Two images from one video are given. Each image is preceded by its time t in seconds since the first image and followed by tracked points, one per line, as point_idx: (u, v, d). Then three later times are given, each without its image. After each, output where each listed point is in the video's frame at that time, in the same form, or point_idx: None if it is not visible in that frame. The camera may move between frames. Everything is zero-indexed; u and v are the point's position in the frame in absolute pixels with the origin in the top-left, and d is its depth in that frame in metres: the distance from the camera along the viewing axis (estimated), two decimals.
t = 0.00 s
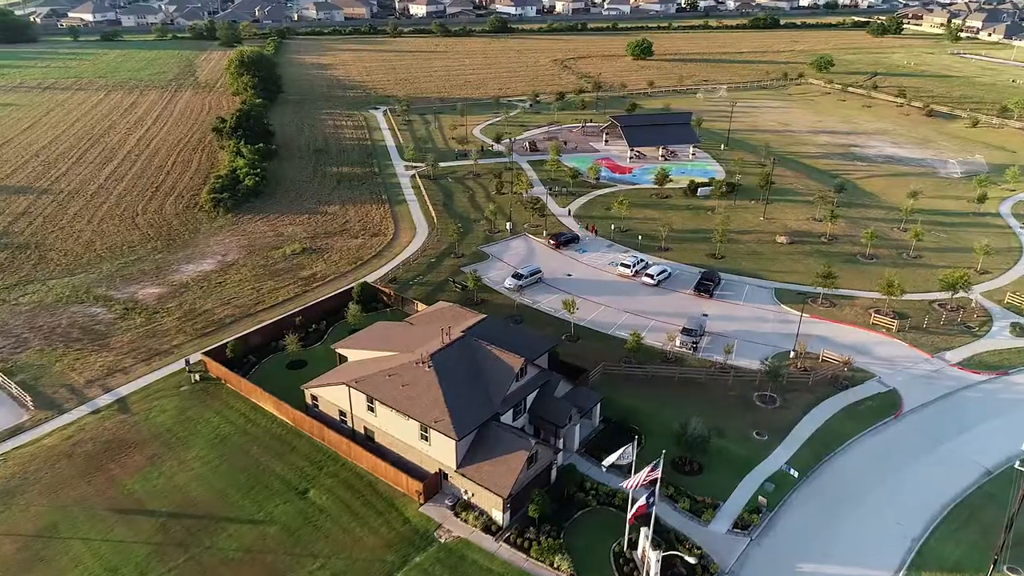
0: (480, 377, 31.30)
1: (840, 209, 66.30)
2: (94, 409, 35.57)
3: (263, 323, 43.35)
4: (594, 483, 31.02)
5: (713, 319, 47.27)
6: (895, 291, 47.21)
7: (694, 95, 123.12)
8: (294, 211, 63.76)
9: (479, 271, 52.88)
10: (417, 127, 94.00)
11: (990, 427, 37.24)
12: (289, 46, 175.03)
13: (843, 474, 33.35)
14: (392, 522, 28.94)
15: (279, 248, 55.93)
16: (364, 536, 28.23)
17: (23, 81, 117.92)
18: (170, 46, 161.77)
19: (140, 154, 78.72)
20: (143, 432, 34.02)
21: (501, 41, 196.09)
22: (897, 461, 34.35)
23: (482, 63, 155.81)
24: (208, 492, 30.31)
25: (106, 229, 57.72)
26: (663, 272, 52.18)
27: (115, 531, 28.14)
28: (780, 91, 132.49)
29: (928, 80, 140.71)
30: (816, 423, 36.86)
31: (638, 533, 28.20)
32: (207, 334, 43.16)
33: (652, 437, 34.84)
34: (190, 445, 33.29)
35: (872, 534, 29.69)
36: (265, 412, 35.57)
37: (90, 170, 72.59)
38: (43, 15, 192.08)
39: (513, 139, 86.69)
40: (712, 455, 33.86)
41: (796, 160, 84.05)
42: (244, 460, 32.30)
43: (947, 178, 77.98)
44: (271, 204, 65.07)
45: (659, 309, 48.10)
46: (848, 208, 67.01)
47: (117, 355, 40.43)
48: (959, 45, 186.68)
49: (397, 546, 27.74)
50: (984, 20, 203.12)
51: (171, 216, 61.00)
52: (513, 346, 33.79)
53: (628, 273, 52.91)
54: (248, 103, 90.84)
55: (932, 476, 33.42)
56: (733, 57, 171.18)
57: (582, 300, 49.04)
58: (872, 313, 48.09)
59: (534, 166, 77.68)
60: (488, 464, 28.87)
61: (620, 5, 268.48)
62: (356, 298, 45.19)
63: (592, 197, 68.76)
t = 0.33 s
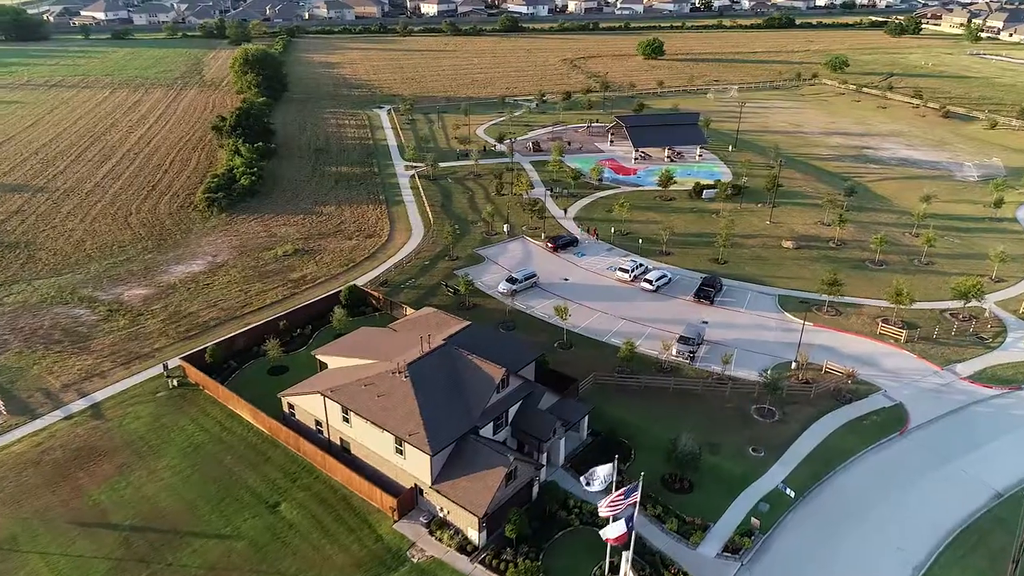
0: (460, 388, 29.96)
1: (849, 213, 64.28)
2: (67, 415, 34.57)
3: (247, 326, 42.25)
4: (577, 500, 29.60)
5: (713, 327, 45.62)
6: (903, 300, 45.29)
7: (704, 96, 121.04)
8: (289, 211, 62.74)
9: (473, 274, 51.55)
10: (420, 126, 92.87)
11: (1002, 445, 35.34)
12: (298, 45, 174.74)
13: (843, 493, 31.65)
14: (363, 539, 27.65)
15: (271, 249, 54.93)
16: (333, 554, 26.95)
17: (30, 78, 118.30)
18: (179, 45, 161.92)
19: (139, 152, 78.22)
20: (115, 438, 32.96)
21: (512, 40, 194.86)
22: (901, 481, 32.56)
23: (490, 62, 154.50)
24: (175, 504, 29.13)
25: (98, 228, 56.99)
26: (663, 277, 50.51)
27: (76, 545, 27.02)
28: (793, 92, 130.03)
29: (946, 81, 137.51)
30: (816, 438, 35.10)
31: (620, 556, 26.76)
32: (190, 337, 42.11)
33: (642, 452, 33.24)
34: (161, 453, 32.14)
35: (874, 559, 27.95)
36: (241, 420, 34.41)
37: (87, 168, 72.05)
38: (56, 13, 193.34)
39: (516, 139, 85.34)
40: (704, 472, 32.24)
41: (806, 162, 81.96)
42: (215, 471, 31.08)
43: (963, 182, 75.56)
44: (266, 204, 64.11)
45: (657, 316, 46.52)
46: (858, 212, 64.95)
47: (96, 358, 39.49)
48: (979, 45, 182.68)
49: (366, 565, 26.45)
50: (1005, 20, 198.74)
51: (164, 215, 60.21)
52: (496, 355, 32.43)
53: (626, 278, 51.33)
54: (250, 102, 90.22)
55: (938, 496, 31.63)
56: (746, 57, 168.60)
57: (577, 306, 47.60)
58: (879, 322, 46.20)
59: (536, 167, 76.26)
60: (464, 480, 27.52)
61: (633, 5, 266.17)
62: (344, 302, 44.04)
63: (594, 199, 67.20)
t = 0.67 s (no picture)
0: (438, 400, 28.61)
1: (862, 218, 62.08)
2: (41, 419, 33.66)
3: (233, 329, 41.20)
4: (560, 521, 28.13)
5: (714, 336, 43.86)
6: (915, 310, 43.23)
7: (717, 96, 118.75)
8: (287, 211, 61.76)
9: (469, 278, 50.21)
10: (426, 125, 91.77)
11: (1018, 468, 33.27)
12: (310, 43, 174.57)
13: (845, 516, 29.85)
14: (333, 558, 26.34)
15: (264, 250, 53.92)
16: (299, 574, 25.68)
17: (43, 76, 118.97)
18: (192, 43, 162.27)
19: (142, 150, 77.82)
20: (87, 445, 31.98)
21: (525, 39, 193.41)
22: (908, 504, 30.65)
23: (502, 61, 153.19)
24: (141, 515, 28.04)
25: (93, 226, 56.38)
26: (665, 283, 48.81)
27: (35, 558, 25.97)
28: (810, 93, 127.28)
29: (969, 83, 133.83)
30: (818, 457, 33.29)
31: None
32: (175, 340, 41.13)
33: (632, 469, 31.66)
34: (132, 461, 31.10)
35: None
36: (218, 428, 33.34)
37: (88, 166, 71.68)
38: (73, 11, 194.96)
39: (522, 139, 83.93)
40: (696, 491, 30.60)
41: (819, 164, 79.66)
42: (186, 482, 29.99)
43: (983, 186, 72.87)
44: (265, 204, 63.21)
45: (656, 325, 44.89)
46: (872, 217, 62.71)
47: (77, 361, 38.62)
48: (1005, 46, 178.12)
49: None
50: None
51: (161, 214, 59.50)
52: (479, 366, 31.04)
53: (627, 283, 49.67)
54: (255, 100, 89.68)
55: (947, 522, 29.66)
56: (762, 57, 165.70)
57: (574, 312, 46.08)
58: (889, 333, 44.13)
59: (541, 168, 74.70)
60: (439, 498, 26.16)
61: (650, 4, 263.57)
62: (332, 305, 42.93)
63: (598, 201, 65.61)
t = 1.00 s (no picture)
0: (412, 412, 27.25)
1: (877, 224, 59.87)
2: (14, 423, 32.82)
3: (217, 331, 40.16)
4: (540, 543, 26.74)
5: (715, 346, 42.12)
6: (928, 322, 41.13)
7: (732, 97, 116.42)
8: (285, 210, 60.84)
9: (464, 281, 48.86)
10: (433, 125, 90.70)
11: None
12: (325, 41, 174.59)
13: (845, 543, 28.03)
14: None
15: (258, 250, 52.94)
16: None
17: (56, 72, 119.68)
18: (207, 41, 162.82)
19: (147, 147, 77.57)
20: (57, 451, 31.05)
21: (540, 39, 191.79)
22: (913, 531, 28.76)
23: (515, 60, 151.92)
24: (103, 528, 27.00)
25: (88, 224, 55.84)
26: (666, 289, 47.11)
27: None
28: (828, 94, 124.46)
29: (995, 85, 130.11)
30: (819, 478, 31.49)
31: None
32: (158, 342, 40.17)
33: (620, 488, 30.12)
34: (101, 469, 30.10)
35: None
36: (192, 435, 32.26)
37: (91, 163, 71.52)
38: (92, 9, 196.84)
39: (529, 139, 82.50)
40: (686, 513, 28.99)
41: (834, 167, 77.35)
42: (153, 492, 28.91)
43: (1005, 192, 70.18)
44: (263, 203, 62.37)
45: (655, 333, 43.21)
46: (887, 223, 60.46)
47: (57, 363, 37.82)
48: None
49: None
50: None
51: (157, 212, 58.88)
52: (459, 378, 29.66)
53: (627, 289, 48.02)
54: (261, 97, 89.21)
55: (955, 553, 27.74)
56: (781, 57, 162.78)
57: (571, 318, 44.53)
58: (900, 346, 42.07)
59: (546, 169, 73.15)
60: (409, 517, 24.84)
61: (668, 4, 260.83)
62: (321, 308, 41.80)
63: (603, 204, 63.96)
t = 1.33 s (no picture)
0: (383, 426, 25.95)
1: (890, 230, 57.64)
2: None
3: (199, 335, 39.15)
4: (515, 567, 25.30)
5: (715, 356, 40.40)
6: (939, 335, 39.10)
7: (747, 97, 114.01)
8: (281, 210, 59.89)
9: (458, 285, 47.53)
10: (438, 124, 89.49)
11: None
12: (337, 40, 174.28)
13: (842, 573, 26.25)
14: None
15: (250, 251, 51.97)
16: None
17: (67, 70, 120.40)
18: (219, 39, 163.09)
19: (149, 145, 77.14)
20: (23, 457, 30.11)
21: (554, 38, 190.07)
22: (917, 560, 26.90)
23: (527, 59, 150.39)
24: (61, 542, 25.93)
25: (81, 223, 55.26)
26: (666, 296, 45.44)
27: None
28: (846, 95, 121.52)
29: (1019, 86, 126.37)
30: (817, 500, 29.72)
31: None
32: (139, 344, 39.18)
33: (604, 508, 28.57)
34: (66, 477, 29.09)
35: None
36: (163, 443, 31.19)
37: (92, 160, 71.17)
38: (108, 7, 198.37)
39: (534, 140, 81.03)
40: (673, 537, 27.36)
41: (848, 170, 74.99)
42: (117, 504, 27.83)
43: None
44: (260, 202, 61.53)
45: (652, 343, 41.58)
46: (901, 229, 58.19)
47: (34, 365, 36.98)
48: None
49: None
50: None
51: (152, 211, 58.20)
52: (436, 390, 28.36)
53: (625, 296, 46.41)
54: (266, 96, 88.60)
55: None
56: (799, 58, 159.66)
57: (566, 326, 42.98)
58: (910, 359, 40.06)
59: (550, 169, 71.59)
60: (374, 538, 23.50)
61: (685, 3, 257.84)
62: (307, 312, 40.69)
63: (606, 206, 62.33)
